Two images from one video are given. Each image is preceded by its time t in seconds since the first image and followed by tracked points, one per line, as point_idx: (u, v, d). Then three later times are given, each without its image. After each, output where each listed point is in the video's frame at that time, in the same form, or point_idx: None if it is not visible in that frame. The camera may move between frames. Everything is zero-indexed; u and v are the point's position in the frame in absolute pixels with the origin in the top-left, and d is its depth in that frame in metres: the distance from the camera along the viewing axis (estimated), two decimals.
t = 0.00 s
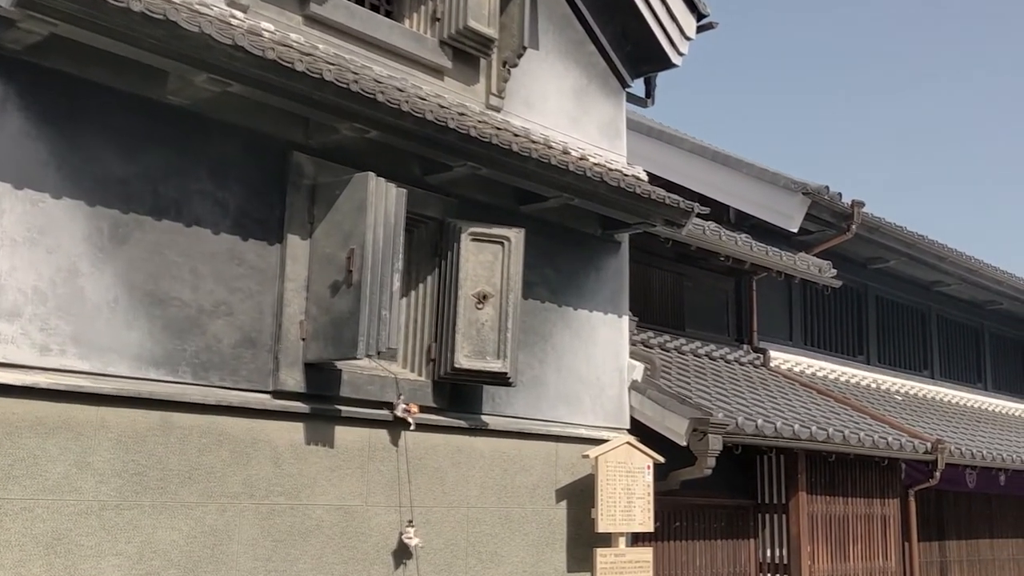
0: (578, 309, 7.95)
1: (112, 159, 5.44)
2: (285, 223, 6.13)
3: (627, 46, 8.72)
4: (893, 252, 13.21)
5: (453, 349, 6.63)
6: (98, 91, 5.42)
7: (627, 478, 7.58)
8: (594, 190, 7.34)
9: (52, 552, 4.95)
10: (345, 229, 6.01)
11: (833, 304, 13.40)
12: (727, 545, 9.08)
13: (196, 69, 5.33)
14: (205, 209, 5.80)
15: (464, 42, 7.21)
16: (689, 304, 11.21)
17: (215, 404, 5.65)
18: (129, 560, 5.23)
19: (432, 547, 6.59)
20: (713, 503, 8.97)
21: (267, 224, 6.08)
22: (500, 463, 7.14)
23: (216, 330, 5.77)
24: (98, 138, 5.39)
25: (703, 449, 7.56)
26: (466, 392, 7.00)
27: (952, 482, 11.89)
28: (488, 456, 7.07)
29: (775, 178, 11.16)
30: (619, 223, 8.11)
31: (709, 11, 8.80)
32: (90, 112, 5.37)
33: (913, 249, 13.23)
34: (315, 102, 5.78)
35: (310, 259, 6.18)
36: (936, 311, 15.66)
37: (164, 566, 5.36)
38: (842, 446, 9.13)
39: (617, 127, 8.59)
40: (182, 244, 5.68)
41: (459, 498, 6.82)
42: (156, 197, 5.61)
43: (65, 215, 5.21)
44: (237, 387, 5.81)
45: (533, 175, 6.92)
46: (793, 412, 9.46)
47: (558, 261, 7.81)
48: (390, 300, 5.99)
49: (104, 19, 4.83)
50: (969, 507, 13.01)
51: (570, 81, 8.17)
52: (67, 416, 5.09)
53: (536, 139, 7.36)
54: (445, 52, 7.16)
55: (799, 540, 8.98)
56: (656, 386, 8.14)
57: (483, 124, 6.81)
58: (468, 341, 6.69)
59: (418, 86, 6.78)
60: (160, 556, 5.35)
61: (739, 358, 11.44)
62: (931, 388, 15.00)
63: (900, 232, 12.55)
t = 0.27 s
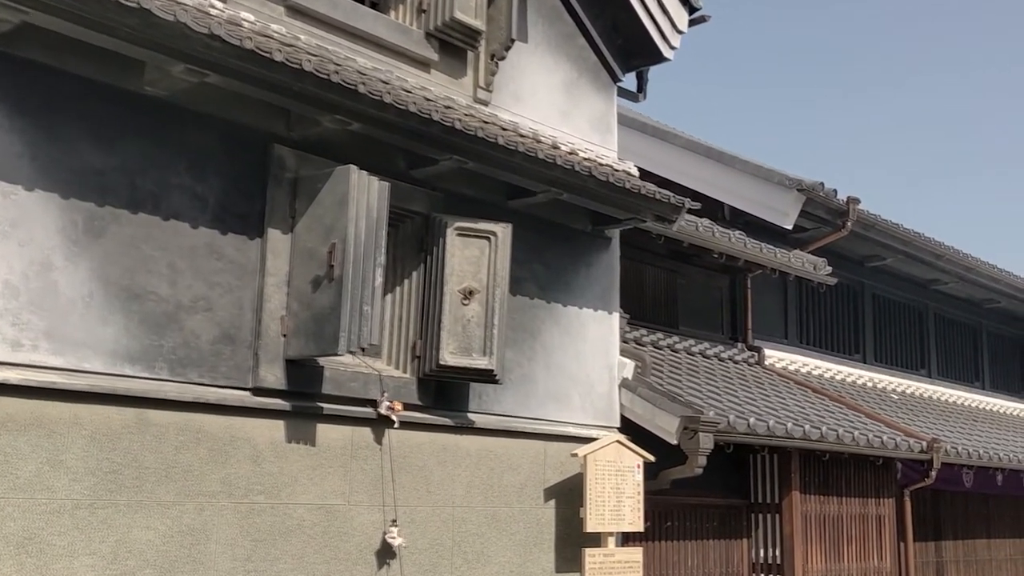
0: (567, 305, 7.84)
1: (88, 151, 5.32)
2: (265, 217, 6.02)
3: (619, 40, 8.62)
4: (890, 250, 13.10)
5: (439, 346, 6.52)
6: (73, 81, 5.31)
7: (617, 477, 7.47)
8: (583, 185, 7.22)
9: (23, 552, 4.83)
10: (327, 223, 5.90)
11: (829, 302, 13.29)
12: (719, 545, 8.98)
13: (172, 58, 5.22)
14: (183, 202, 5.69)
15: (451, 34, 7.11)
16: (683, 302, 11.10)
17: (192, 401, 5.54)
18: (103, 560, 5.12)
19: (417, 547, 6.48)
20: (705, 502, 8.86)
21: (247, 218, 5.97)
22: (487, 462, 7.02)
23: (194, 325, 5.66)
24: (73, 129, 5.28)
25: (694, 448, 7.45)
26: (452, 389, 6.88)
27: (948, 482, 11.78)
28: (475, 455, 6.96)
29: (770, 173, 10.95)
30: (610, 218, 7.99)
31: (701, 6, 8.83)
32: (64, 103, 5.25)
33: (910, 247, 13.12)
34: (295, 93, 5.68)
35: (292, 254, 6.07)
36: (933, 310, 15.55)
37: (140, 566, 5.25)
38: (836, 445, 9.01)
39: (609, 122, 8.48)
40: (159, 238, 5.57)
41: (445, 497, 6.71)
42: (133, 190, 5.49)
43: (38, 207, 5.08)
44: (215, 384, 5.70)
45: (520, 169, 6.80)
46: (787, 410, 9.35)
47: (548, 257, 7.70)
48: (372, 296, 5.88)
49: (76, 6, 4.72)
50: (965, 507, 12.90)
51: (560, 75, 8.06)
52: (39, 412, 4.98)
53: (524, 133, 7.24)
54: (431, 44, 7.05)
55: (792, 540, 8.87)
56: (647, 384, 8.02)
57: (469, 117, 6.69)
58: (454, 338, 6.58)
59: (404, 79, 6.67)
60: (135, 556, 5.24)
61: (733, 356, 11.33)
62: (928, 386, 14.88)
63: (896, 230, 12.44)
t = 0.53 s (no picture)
0: (556, 301, 7.73)
1: (60, 141, 5.21)
2: (244, 209, 5.91)
3: (608, 32, 8.51)
4: (885, 246, 12.99)
5: (422, 341, 6.40)
6: (45, 69, 5.19)
7: (605, 475, 7.36)
8: (571, 178, 7.11)
9: None
10: (306, 216, 5.79)
11: (825, 300, 13.18)
12: (711, 544, 8.87)
13: (146, 45, 5.11)
14: (159, 193, 5.58)
15: (436, 25, 7.00)
16: (676, 298, 10.97)
17: (168, 396, 5.43)
18: (75, 558, 5.01)
19: (400, 545, 6.37)
20: (697, 501, 8.74)
21: (225, 210, 5.86)
22: (473, 459, 6.91)
23: (170, 319, 5.55)
24: (44, 117, 5.16)
25: (683, 445, 7.34)
26: (437, 385, 6.76)
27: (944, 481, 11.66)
28: (460, 452, 6.84)
29: (763, 169, 10.91)
30: (599, 212, 7.88)
31: None
32: (35, 91, 5.13)
33: (906, 244, 13.01)
34: (273, 82, 5.56)
35: (271, 247, 5.96)
36: (929, 307, 15.43)
37: (113, 564, 5.14)
38: (829, 442, 8.90)
39: (598, 115, 8.36)
40: (134, 230, 5.45)
41: (429, 495, 6.59)
42: (107, 181, 5.38)
43: (7, 198, 4.97)
44: (192, 379, 5.59)
45: (506, 161, 6.69)
46: (780, 407, 9.23)
47: (536, 251, 7.58)
48: (352, 289, 5.76)
49: None
50: (962, 506, 12.79)
51: (548, 67, 7.94)
52: (8, 407, 4.86)
53: (511, 125, 7.13)
54: (416, 35, 6.94)
55: (785, 539, 8.76)
56: (637, 381, 7.91)
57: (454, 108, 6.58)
58: (438, 333, 6.47)
59: (387, 69, 6.55)
60: (108, 554, 5.13)
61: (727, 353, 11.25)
62: (925, 385, 14.77)
63: (892, 226, 12.33)
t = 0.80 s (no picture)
0: (543, 297, 7.61)
1: (32, 131, 5.06)
2: (222, 202, 5.78)
3: (598, 25, 8.39)
4: (881, 244, 12.88)
5: (405, 337, 6.27)
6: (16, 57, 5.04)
7: (593, 474, 7.24)
8: (558, 172, 6.98)
9: None
10: (285, 209, 5.67)
11: (820, 298, 13.06)
12: (702, 545, 8.75)
13: (119, 34, 4.98)
14: (135, 186, 5.45)
15: (421, 16, 6.89)
16: (669, 296, 10.85)
17: (142, 393, 5.30)
18: (45, 559, 4.87)
19: (382, 546, 6.25)
20: (688, 501, 8.62)
21: (203, 203, 5.73)
22: (458, 458, 6.78)
23: (145, 315, 5.42)
24: (15, 107, 5.01)
25: (673, 443, 7.23)
26: (420, 383, 6.64)
27: (940, 480, 11.54)
28: (445, 451, 6.72)
29: (756, 164, 10.70)
30: (587, 207, 7.76)
31: None
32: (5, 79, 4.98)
33: (902, 241, 12.89)
34: (250, 72, 5.44)
35: (249, 242, 5.84)
36: (926, 306, 15.32)
37: (85, 566, 5.01)
38: (823, 441, 8.78)
39: (588, 109, 8.24)
40: (108, 224, 5.31)
41: (412, 495, 6.47)
42: (80, 173, 5.24)
43: None
44: (167, 376, 5.46)
45: (491, 155, 6.57)
46: (773, 406, 9.11)
47: (523, 248, 7.46)
48: (332, 284, 5.64)
49: None
50: (958, 505, 12.67)
51: (537, 59, 7.82)
52: None
53: (497, 118, 7.00)
54: (400, 26, 6.82)
55: (777, 540, 8.64)
56: (626, 379, 7.78)
57: (438, 100, 6.45)
58: (422, 329, 6.33)
59: (370, 61, 6.43)
60: (80, 555, 5.00)
61: (720, 351, 11.11)
62: (922, 384, 14.65)
63: (887, 224, 12.21)
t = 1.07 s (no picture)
0: (531, 296, 7.49)
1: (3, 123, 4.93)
2: (200, 197, 5.67)
3: (587, 20, 8.27)
4: (877, 243, 12.76)
5: (388, 336, 6.15)
6: None
7: (582, 475, 7.12)
8: (545, 168, 6.87)
9: None
10: (264, 205, 5.55)
11: (815, 297, 12.95)
12: (694, 546, 8.63)
13: (91, 24, 4.86)
14: (109, 181, 5.33)
15: (405, 9, 6.78)
16: (662, 295, 10.74)
17: (116, 393, 5.18)
18: (14, 562, 4.75)
19: (364, 548, 6.14)
20: (679, 502, 8.52)
21: (180, 198, 5.62)
22: (443, 458, 6.67)
23: (119, 312, 5.30)
24: None
25: (662, 443, 7.12)
26: (404, 382, 6.52)
27: (936, 481, 11.42)
28: (430, 451, 6.60)
29: (751, 162, 10.58)
30: (576, 204, 7.64)
31: None
32: None
33: (898, 240, 12.77)
34: (227, 64, 5.32)
35: (228, 238, 5.73)
36: (923, 305, 15.20)
37: (56, 569, 4.88)
38: (816, 442, 8.66)
39: (578, 104, 8.13)
40: (81, 219, 5.19)
41: (396, 496, 6.35)
42: (53, 167, 5.11)
43: None
44: (142, 375, 5.34)
45: (477, 150, 6.45)
46: (766, 406, 9.00)
47: (510, 245, 7.35)
48: (311, 281, 5.53)
49: None
50: (954, 506, 12.56)
51: (526, 54, 7.71)
52: None
53: (483, 113, 6.89)
54: (384, 19, 6.70)
55: (769, 542, 8.53)
56: (616, 378, 7.67)
57: (422, 94, 6.34)
58: (405, 327, 6.21)
59: (352, 54, 6.31)
60: (51, 558, 4.88)
61: (714, 351, 10.99)
62: (918, 383, 14.53)
63: (883, 222, 12.10)
